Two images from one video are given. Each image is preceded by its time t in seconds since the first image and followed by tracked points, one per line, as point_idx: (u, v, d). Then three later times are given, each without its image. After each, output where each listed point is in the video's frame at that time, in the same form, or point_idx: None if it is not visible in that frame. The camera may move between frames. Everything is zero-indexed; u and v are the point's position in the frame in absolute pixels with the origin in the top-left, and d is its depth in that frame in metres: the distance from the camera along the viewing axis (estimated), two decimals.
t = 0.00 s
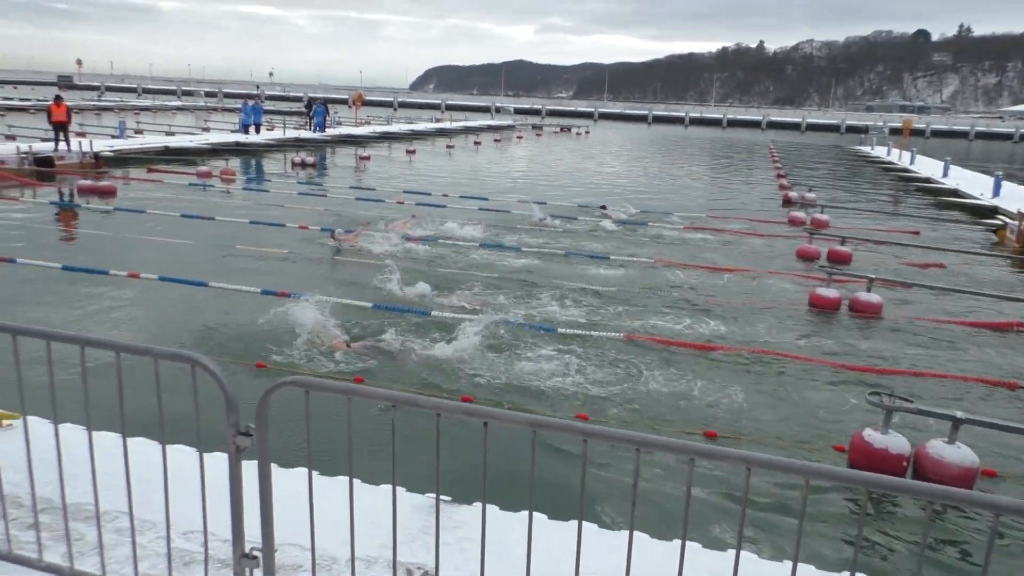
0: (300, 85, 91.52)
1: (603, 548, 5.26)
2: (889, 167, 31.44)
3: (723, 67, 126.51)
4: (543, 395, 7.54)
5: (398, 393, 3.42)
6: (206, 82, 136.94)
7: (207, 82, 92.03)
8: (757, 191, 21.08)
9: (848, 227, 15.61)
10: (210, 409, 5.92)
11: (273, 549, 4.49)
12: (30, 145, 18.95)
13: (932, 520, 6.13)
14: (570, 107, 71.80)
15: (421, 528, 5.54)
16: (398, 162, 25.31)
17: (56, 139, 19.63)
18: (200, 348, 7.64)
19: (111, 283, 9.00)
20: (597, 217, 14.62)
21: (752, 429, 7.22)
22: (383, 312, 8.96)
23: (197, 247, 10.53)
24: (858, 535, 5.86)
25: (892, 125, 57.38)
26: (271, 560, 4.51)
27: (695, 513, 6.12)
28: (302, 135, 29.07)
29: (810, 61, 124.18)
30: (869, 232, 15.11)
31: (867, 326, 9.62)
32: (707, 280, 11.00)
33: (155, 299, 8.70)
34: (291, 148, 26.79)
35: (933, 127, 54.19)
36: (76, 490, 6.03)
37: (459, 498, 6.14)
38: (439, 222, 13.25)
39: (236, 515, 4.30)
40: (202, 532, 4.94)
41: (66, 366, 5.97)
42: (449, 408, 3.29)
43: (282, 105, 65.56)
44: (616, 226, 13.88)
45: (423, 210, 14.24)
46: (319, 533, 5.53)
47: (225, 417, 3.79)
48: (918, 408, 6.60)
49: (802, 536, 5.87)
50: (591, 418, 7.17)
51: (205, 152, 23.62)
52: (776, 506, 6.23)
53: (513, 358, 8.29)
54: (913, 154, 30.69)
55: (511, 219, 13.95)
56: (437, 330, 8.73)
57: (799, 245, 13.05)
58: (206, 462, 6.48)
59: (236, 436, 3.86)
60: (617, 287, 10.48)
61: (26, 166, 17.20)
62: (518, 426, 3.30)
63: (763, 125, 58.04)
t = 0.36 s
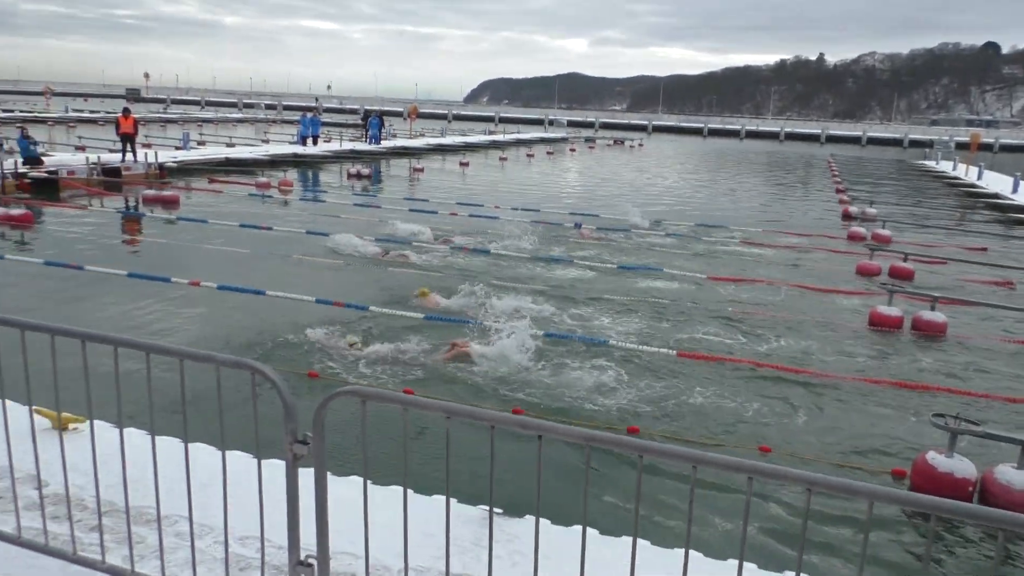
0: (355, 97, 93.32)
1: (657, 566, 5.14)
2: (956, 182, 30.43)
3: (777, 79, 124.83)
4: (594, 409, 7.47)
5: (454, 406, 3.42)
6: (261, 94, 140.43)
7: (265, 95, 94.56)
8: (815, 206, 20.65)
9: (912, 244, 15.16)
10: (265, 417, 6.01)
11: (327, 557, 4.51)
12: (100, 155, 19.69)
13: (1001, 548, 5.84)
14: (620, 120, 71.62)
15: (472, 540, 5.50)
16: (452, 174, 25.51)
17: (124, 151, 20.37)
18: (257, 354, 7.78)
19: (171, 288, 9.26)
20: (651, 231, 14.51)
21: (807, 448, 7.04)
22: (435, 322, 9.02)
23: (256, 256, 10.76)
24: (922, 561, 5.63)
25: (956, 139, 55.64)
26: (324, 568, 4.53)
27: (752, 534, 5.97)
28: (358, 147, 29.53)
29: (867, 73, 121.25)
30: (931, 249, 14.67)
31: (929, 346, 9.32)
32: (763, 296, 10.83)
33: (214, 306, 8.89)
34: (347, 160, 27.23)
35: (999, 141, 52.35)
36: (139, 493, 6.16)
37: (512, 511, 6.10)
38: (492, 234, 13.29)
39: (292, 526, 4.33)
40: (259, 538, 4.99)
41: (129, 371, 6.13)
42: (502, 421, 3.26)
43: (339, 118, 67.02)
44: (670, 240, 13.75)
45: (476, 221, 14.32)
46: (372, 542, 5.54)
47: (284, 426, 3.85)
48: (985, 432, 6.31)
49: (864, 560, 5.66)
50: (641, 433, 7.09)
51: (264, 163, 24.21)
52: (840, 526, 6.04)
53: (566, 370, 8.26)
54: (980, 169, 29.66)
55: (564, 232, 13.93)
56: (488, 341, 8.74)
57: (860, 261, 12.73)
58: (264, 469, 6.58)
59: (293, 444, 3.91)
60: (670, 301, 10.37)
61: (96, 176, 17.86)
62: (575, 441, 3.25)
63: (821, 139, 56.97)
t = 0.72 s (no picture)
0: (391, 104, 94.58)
1: None
2: (1004, 193, 29.74)
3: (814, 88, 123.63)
4: (627, 418, 7.43)
5: (489, 414, 3.38)
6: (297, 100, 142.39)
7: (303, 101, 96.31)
8: (856, 215, 20.34)
9: (956, 255, 14.85)
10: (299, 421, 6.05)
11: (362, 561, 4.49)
12: (142, 161, 20.12)
13: None
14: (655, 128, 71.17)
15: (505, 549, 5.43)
16: (487, 181, 25.59)
17: (166, 156, 20.78)
18: (292, 358, 7.84)
19: (209, 291, 9.39)
20: (687, 239, 14.42)
21: (845, 461, 6.90)
22: (469, 327, 9.04)
23: (292, 260, 10.89)
24: None
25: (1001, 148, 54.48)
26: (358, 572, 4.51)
27: (791, 549, 5.85)
28: (394, 154, 29.78)
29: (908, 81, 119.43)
30: (975, 261, 14.36)
31: (973, 359, 9.11)
32: (800, 307, 10.71)
33: (250, 309, 8.99)
34: (384, 166, 27.45)
35: None
36: (177, 495, 6.23)
37: (547, 520, 6.06)
38: (527, 241, 13.30)
39: (330, 532, 4.33)
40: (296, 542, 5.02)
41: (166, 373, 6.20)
42: (538, 431, 3.21)
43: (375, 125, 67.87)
44: (707, 248, 13.65)
45: (511, 228, 14.34)
46: (406, 548, 5.53)
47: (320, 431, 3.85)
48: None
49: None
50: (674, 444, 7.02)
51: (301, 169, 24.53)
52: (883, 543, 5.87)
53: (600, 379, 8.21)
54: None
55: (600, 239, 13.89)
56: (520, 348, 8.72)
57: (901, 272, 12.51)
58: (301, 473, 6.63)
59: (330, 449, 3.92)
60: (706, 311, 10.29)
61: (138, 180, 18.25)
62: (610, 450, 3.17)
63: (860, 148, 56.20)
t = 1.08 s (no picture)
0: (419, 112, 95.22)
1: None
2: None
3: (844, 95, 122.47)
4: (658, 428, 7.38)
5: (524, 423, 3.36)
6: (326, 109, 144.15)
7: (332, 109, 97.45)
8: (893, 226, 20.08)
9: (996, 267, 14.59)
10: (331, 427, 6.07)
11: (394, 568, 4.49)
12: (179, 168, 20.51)
13: None
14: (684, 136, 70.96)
15: (538, 558, 5.38)
16: (517, 189, 25.68)
17: (203, 164, 21.13)
18: (324, 364, 7.90)
19: (243, 297, 9.51)
20: (720, 249, 14.33)
21: (881, 475, 6.79)
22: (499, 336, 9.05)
23: (324, 268, 10.99)
24: None
25: None
26: None
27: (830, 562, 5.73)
28: (425, 162, 29.97)
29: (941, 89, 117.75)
30: (1016, 273, 14.08)
31: (1013, 374, 8.95)
32: (834, 319, 10.59)
33: (282, 315, 9.08)
34: (415, 174, 27.63)
35: None
36: (212, 499, 6.27)
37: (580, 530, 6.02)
38: (559, 250, 13.32)
39: (366, 540, 4.33)
40: (329, 549, 5.02)
41: (198, 378, 6.26)
42: (575, 441, 3.17)
43: (404, 133, 68.43)
44: (740, 258, 13.58)
45: (542, 237, 14.36)
46: (438, 556, 5.50)
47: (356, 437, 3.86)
48: None
49: None
50: (707, 455, 6.96)
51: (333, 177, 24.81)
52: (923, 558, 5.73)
53: (631, 389, 8.16)
54: None
55: (632, 248, 13.88)
56: (550, 356, 8.72)
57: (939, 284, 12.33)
58: (334, 480, 6.65)
59: (365, 456, 3.92)
60: (738, 321, 10.23)
61: (174, 188, 18.56)
62: (647, 462, 3.12)
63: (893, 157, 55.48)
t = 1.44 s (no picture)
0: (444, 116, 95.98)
1: None
2: None
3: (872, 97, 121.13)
4: (686, 433, 7.32)
5: (553, 429, 3.32)
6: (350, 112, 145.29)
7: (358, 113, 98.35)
8: (926, 230, 19.77)
9: None
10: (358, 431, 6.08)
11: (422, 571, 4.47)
12: (208, 173, 20.79)
13: None
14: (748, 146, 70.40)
15: (564, 563, 5.34)
16: (543, 193, 25.67)
17: (232, 168, 21.37)
18: (350, 366, 7.94)
19: (270, 299, 9.59)
20: (748, 253, 14.23)
21: (913, 483, 6.67)
22: (526, 341, 9.04)
23: (350, 270, 11.07)
24: None
25: None
26: None
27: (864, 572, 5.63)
28: (451, 166, 30.07)
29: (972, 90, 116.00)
30: None
31: None
32: (863, 324, 10.46)
33: (309, 317, 9.14)
34: (441, 178, 27.72)
35: None
36: (241, 500, 6.31)
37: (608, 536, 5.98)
38: (585, 253, 13.30)
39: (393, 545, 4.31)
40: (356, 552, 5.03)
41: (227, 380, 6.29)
42: (604, 447, 3.13)
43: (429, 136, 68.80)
44: (768, 262, 13.47)
45: (568, 240, 14.35)
46: (465, 560, 5.47)
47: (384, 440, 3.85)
48: None
49: None
50: (735, 461, 6.88)
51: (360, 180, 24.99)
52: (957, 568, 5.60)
53: (658, 394, 8.11)
54: None
55: (659, 252, 13.82)
56: (574, 360, 8.69)
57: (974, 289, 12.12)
58: (362, 483, 6.67)
59: (393, 460, 3.91)
60: (766, 326, 10.14)
61: (204, 191, 18.79)
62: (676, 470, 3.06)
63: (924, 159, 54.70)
